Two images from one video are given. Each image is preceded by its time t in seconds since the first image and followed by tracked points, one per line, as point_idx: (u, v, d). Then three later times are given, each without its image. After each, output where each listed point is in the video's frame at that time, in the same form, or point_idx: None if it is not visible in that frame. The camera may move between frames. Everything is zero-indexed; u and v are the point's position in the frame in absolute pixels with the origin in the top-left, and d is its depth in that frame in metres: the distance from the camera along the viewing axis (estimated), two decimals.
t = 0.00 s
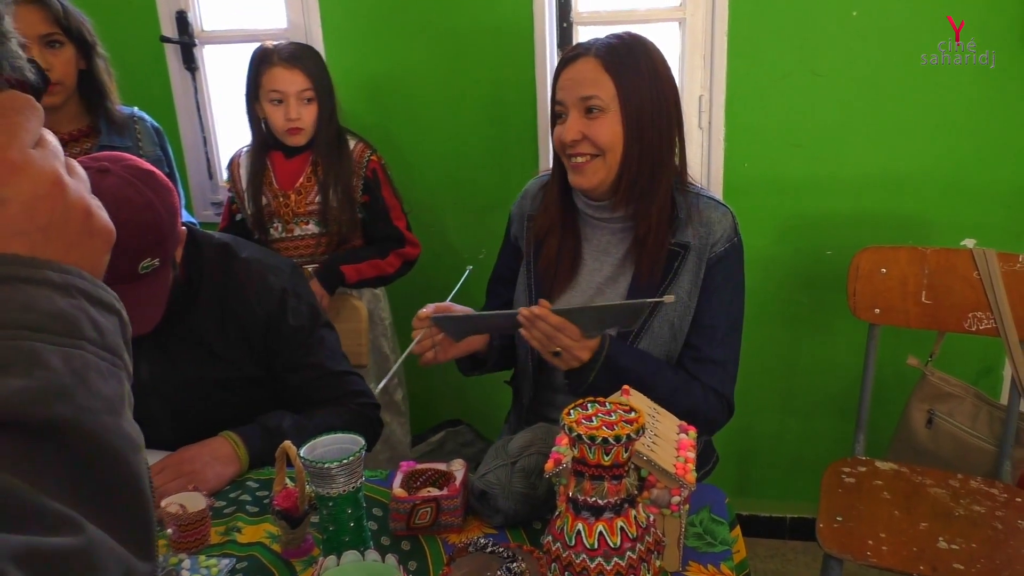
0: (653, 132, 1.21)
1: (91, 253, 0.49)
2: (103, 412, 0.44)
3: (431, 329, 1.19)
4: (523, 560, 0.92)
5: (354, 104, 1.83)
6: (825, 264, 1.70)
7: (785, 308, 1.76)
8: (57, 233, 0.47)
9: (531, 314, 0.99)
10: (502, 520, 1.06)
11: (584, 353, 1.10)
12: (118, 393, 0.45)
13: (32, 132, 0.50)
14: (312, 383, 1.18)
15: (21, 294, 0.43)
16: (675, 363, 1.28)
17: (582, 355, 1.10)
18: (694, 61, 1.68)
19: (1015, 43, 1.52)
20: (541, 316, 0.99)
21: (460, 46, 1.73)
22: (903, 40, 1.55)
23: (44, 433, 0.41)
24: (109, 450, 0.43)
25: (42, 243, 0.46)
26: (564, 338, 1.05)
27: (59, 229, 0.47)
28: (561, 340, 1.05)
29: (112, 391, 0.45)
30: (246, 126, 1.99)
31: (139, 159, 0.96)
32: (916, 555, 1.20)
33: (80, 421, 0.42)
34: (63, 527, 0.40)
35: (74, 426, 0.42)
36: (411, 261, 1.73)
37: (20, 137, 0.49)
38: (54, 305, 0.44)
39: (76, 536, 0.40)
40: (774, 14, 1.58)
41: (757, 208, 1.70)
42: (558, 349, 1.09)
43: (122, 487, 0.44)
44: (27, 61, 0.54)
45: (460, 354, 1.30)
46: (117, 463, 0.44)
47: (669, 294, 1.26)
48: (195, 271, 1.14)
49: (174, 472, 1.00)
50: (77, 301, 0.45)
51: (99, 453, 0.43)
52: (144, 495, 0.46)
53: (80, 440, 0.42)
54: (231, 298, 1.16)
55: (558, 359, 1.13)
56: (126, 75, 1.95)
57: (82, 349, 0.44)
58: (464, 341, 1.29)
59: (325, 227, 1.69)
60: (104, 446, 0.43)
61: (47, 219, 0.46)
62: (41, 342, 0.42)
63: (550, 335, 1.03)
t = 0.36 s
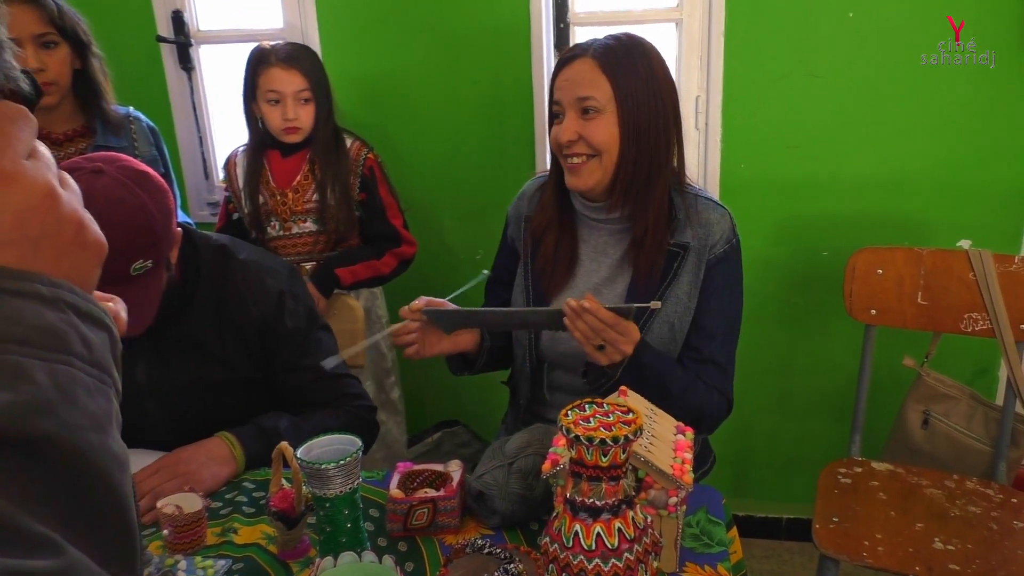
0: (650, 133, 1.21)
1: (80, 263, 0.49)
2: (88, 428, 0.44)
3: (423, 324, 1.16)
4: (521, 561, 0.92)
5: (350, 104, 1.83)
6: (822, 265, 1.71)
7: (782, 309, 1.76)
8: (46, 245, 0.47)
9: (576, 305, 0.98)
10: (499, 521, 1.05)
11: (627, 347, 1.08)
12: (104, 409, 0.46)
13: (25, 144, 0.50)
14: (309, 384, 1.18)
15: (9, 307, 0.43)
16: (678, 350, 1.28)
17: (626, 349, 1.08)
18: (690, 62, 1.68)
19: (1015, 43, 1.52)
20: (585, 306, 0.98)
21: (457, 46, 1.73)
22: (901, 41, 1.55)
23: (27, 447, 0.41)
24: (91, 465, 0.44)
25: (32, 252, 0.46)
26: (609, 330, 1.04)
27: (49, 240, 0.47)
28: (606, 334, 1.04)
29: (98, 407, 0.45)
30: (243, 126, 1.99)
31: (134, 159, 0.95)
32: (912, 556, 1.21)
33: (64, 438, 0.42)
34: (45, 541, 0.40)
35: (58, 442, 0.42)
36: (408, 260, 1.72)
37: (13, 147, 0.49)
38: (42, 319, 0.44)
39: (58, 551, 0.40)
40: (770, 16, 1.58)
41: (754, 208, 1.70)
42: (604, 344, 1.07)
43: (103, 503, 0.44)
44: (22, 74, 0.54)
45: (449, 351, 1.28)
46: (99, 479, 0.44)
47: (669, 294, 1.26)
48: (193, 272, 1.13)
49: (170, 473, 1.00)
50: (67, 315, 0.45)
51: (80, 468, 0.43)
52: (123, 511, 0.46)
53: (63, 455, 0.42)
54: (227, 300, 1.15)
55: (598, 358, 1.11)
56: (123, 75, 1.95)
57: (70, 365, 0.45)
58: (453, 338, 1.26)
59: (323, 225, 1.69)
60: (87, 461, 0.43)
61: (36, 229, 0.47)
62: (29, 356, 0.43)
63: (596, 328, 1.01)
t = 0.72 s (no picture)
0: (648, 135, 1.22)
1: (103, 276, 0.49)
2: (103, 434, 0.43)
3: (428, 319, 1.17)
4: (517, 561, 0.93)
5: (348, 105, 1.84)
6: (818, 267, 1.71)
7: (779, 310, 1.76)
8: (71, 255, 0.46)
9: (561, 316, 1.00)
10: (496, 521, 1.06)
11: (613, 358, 1.10)
12: (120, 417, 0.45)
13: (55, 154, 0.50)
14: (306, 384, 1.18)
15: (25, 314, 0.43)
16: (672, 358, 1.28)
17: (611, 359, 1.10)
18: (687, 64, 1.69)
19: (1015, 43, 1.52)
20: (570, 318, 1.00)
21: (455, 46, 1.74)
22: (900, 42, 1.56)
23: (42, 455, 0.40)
24: (105, 474, 0.43)
25: (55, 263, 0.45)
26: (592, 342, 1.05)
27: (75, 250, 0.47)
28: (593, 344, 1.05)
29: (113, 415, 0.45)
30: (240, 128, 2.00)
31: (132, 159, 0.95)
32: (907, 557, 1.21)
33: (79, 444, 0.42)
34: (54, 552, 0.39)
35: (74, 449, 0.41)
36: (404, 263, 1.73)
37: (43, 159, 0.49)
38: (61, 326, 0.44)
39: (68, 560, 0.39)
40: (768, 17, 1.58)
41: (752, 210, 1.71)
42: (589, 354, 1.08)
43: (118, 512, 0.43)
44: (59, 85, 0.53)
45: (440, 349, 1.28)
46: (115, 486, 0.43)
47: (666, 296, 1.26)
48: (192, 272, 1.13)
49: (166, 473, 1.00)
50: (85, 324, 0.45)
51: (94, 477, 0.42)
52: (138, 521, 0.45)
53: (77, 464, 0.41)
54: (224, 300, 1.15)
55: (586, 366, 1.11)
56: (120, 76, 1.95)
57: (86, 374, 0.44)
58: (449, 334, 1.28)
59: (319, 225, 1.69)
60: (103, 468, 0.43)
61: (62, 239, 0.46)
62: (43, 364, 0.42)
63: (580, 338, 1.03)
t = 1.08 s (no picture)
0: (643, 136, 1.22)
1: (125, 289, 0.51)
2: (125, 432, 0.45)
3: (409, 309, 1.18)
4: (515, 562, 0.93)
5: (344, 105, 1.84)
6: (815, 268, 1.71)
7: (776, 311, 1.76)
8: (99, 268, 0.49)
9: (572, 323, 0.99)
10: (493, 522, 1.05)
11: (625, 360, 1.08)
12: (140, 419, 0.47)
13: (90, 174, 0.53)
14: (303, 385, 1.18)
15: (54, 318, 0.44)
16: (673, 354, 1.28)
17: (625, 363, 1.09)
18: (684, 65, 1.69)
19: (1015, 43, 1.52)
20: (581, 325, 0.99)
21: (452, 47, 1.74)
22: (898, 42, 1.56)
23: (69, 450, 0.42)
24: (126, 472, 0.44)
25: (85, 272, 0.48)
26: (605, 346, 1.05)
27: (106, 263, 0.49)
28: (608, 349, 1.05)
29: (134, 415, 0.46)
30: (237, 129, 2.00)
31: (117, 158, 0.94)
32: (904, 557, 1.21)
33: (103, 440, 0.43)
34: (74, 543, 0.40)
35: (98, 445, 0.43)
36: (400, 265, 1.74)
37: (79, 176, 0.52)
38: (87, 330, 0.45)
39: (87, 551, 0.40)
40: (766, 18, 1.59)
41: (749, 210, 1.71)
42: (604, 358, 1.08)
43: (136, 511, 0.44)
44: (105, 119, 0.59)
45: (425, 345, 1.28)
46: (134, 483, 0.44)
47: (664, 296, 1.26)
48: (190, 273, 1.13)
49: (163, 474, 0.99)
50: (111, 330, 0.47)
51: (115, 474, 0.43)
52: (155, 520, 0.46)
53: (100, 460, 0.43)
54: (221, 302, 1.15)
55: (599, 369, 1.12)
56: (116, 76, 1.95)
57: (111, 375, 0.46)
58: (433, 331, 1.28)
59: (314, 226, 1.69)
60: (124, 464, 0.44)
61: (93, 251, 0.48)
62: (72, 365, 0.44)
63: (592, 343, 1.03)
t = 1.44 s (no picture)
0: (647, 142, 1.23)
1: (121, 308, 0.53)
2: (114, 454, 0.47)
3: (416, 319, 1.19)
4: (513, 563, 0.93)
5: (342, 107, 1.84)
6: (812, 268, 1.72)
7: (773, 313, 1.77)
8: (97, 288, 0.51)
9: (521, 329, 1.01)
10: (491, 523, 1.05)
11: (579, 366, 1.11)
12: (129, 441, 0.49)
13: (90, 194, 0.54)
14: (301, 386, 1.18)
15: (50, 338, 0.46)
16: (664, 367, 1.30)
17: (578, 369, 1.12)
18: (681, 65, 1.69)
19: (1016, 43, 1.53)
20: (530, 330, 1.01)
21: (450, 48, 1.73)
22: (896, 43, 1.56)
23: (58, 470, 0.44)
24: (113, 494, 0.46)
25: (81, 293, 0.50)
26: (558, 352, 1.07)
27: (101, 283, 0.51)
28: (558, 355, 1.08)
29: (122, 437, 0.48)
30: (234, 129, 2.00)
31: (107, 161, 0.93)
32: (901, 558, 1.21)
33: (92, 462, 0.45)
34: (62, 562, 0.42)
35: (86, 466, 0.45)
36: (401, 266, 1.74)
37: (80, 196, 0.53)
38: (81, 351, 0.48)
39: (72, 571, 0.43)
40: (763, 19, 1.59)
41: (746, 210, 1.71)
42: (554, 364, 1.12)
43: (121, 533, 0.47)
44: (102, 134, 0.62)
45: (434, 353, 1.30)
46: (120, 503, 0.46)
47: (661, 297, 1.27)
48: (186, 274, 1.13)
49: (160, 476, 0.99)
50: (104, 352, 0.49)
51: (104, 497, 0.46)
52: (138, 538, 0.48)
53: (88, 481, 0.45)
54: (218, 303, 1.15)
55: (556, 374, 1.15)
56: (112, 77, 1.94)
57: (101, 396, 0.48)
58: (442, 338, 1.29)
59: (309, 229, 1.69)
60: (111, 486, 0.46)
61: (90, 271, 0.51)
62: (65, 386, 0.46)
63: (543, 347, 1.06)
